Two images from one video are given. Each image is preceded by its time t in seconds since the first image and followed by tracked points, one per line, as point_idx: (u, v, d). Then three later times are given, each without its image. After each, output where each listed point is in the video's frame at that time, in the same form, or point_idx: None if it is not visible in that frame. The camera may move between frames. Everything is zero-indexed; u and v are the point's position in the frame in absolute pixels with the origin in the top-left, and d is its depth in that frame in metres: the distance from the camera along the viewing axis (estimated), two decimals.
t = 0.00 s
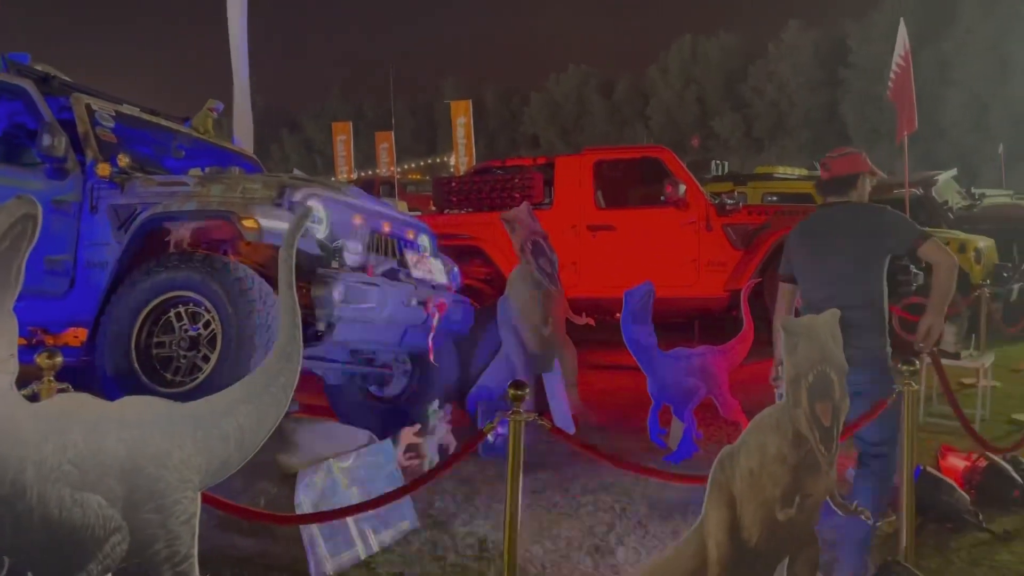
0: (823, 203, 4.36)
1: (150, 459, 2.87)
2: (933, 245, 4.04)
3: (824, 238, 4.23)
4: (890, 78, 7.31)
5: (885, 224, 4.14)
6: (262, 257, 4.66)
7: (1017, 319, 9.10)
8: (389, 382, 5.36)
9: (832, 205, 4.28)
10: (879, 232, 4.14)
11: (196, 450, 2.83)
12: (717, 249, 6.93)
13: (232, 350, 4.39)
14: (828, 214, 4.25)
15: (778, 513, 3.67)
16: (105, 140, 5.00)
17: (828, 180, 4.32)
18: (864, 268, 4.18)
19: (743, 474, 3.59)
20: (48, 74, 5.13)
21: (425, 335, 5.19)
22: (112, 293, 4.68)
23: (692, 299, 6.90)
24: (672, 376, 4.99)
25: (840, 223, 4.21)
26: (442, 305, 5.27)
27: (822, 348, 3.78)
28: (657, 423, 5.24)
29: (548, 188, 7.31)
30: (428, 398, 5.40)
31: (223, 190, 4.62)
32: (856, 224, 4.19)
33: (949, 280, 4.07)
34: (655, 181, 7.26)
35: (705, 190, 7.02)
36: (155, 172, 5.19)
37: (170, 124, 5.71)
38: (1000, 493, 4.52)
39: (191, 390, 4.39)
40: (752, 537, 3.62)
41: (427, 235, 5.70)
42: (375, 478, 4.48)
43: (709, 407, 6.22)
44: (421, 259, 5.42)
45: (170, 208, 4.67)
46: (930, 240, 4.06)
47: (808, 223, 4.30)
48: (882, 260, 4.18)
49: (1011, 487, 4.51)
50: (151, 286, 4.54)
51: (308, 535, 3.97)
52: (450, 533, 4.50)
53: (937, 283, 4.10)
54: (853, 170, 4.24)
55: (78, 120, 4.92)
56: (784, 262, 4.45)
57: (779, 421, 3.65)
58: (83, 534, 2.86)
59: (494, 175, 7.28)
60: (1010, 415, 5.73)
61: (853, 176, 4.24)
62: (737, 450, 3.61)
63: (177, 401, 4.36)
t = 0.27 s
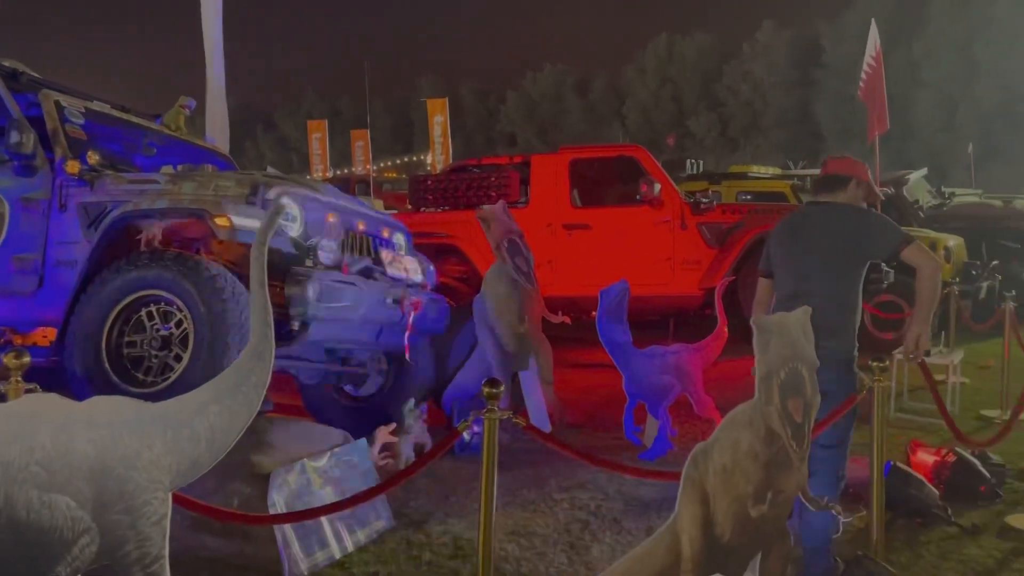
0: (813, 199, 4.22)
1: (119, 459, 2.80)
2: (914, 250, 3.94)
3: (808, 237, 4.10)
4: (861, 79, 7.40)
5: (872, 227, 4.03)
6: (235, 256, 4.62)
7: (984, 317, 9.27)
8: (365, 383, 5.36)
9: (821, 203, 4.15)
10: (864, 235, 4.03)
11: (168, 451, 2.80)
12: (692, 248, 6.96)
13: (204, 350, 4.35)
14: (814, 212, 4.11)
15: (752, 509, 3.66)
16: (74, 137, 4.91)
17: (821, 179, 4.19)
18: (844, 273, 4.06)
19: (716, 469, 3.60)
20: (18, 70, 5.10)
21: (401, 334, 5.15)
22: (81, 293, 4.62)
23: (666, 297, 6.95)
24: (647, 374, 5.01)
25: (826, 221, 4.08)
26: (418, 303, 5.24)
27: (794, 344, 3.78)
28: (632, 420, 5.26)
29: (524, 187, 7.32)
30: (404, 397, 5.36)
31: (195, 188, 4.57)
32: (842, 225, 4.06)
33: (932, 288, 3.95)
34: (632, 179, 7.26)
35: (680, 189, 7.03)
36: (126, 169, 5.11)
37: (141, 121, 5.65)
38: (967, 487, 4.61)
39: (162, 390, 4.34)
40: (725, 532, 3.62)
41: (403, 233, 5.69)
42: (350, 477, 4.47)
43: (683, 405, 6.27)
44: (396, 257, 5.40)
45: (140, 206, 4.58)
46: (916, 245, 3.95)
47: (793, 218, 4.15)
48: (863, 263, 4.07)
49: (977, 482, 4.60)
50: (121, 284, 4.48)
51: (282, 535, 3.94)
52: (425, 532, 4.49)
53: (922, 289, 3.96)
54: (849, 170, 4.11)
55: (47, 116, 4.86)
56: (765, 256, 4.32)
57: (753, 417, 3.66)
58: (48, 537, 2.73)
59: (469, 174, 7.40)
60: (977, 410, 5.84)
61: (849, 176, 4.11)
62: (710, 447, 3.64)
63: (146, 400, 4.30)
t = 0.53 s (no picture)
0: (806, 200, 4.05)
1: (88, 461, 2.75)
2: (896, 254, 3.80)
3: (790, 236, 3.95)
4: (834, 78, 7.47)
5: (856, 230, 3.88)
6: (206, 256, 4.51)
7: (955, 314, 9.41)
8: (340, 383, 5.38)
9: (809, 203, 3.98)
10: (847, 237, 3.89)
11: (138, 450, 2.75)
12: (668, 246, 7.00)
13: (176, 350, 4.30)
14: (800, 211, 3.96)
15: (724, 506, 3.62)
16: (43, 134, 4.84)
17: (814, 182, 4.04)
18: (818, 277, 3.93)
19: (689, 466, 3.62)
20: None
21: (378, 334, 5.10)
22: (51, 292, 4.57)
23: (643, 295, 7.00)
24: (623, 371, 5.02)
25: (809, 221, 3.93)
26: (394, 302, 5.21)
27: (765, 341, 3.76)
28: (608, 418, 5.27)
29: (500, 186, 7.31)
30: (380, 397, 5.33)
31: (167, 186, 4.53)
32: (827, 229, 3.91)
33: (911, 294, 3.82)
34: (608, 177, 7.27)
35: (655, 188, 7.06)
36: (97, 167, 5.05)
37: (113, 119, 5.59)
38: (937, 482, 4.66)
39: (133, 390, 4.29)
40: (699, 528, 3.61)
41: (379, 232, 5.65)
42: (325, 477, 4.45)
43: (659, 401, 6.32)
44: (372, 256, 5.38)
45: (111, 205, 4.53)
46: (898, 249, 3.81)
47: (777, 215, 4.00)
48: (843, 265, 3.92)
49: (947, 477, 4.65)
50: (92, 284, 4.44)
51: (255, 535, 3.92)
52: (401, 531, 4.48)
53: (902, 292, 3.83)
54: (842, 176, 3.95)
55: (15, 113, 4.78)
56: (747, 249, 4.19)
57: (725, 414, 3.67)
58: (16, 540, 2.67)
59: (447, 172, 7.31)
60: (948, 406, 5.92)
61: (841, 182, 3.94)
62: (683, 443, 3.67)
63: (118, 401, 4.25)
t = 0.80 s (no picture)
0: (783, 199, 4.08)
1: (57, 461, 2.70)
2: (862, 262, 3.83)
3: (766, 233, 3.97)
4: (808, 77, 7.54)
5: (830, 234, 3.88)
6: (179, 253, 4.56)
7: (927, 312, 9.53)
8: (315, 381, 5.35)
9: (787, 203, 4.00)
10: (821, 241, 3.89)
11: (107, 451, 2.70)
12: (644, 244, 7.04)
13: (147, 349, 4.27)
14: (776, 211, 3.98)
15: (697, 501, 3.64)
16: (12, 131, 4.79)
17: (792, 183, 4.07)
18: (792, 275, 3.93)
19: (663, 462, 3.62)
20: None
21: (351, 331, 5.11)
22: (20, 291, 4.52)
23: (620, 292, 7.05)
24: (598, 369, 5.04)
25: (785, 222, 3.94)
26: (370, 300, 5.19)
27: (739, 340, 3.76)
28: (584, 416, 5.28)
29: (477, 184, 7.31)
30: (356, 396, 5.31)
31: (139, 183, 4.46)
32: (803, 228, 3.91)
33: (877, 300, 3.88)
34: (584, 175, 7.29)
35: (631, 186, 7.10)
36: (67, 164, 5.02)
37: (84, 116, 5.53)
38: (908, 478, 4.72)
39: (104, 390, 4.26)
40: (673, 525, 3.61)
41: (353, 230, 5.66)
42: (300, 476, 4.43)
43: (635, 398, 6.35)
44: (346, 254, 5.37)
45: (81, 202, 4.47)
46: (867, 258, 3.83)
47: (754, 213, 4.02)
48: (814, 268, 3.93)
49: (918, 472, 4.71)
50: (62, 283, 4.39)
51: (229, 536, 3.89)
52: (376, 530, 4.47)
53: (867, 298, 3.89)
54: (819, 179, 3.98)
55: None
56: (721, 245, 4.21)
57: (699, 410, 3.66)
58: None
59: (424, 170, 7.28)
60: (919, 402, 5.99)
61: (819, 185, 3.96)
62: (657, 440, 3.66)
63: (87, 401, 4.20)
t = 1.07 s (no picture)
0: (756, 196, 4.05)
1: (23, 462, 2.66)
2: (832, 266, 3.83)
3: (738, 232, 3.97)
4: (782, 77, 7.61)
5: (801, 234, 3.88)
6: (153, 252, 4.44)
7: (899, 309, 9.65)
8: (291, 380, 5.28)
9: (760, 201, 3.99)
10: (792, 240, 3.89)
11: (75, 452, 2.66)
12: (621, 242, 7.07)
13: (118, 348, 4.22)
14: (749, 210, 3.97)
15: (671, 498, 3.66)
16: None
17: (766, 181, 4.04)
18: (762, 274, 3.94)
19: (637, 459, 3.59)
20: None
21: (326, 331, 5.08)
22: None
23: (596, 291, 7.07)
24: (574, 367, 5.05)
25: (757, 221, 3.93)
26: (345, 299, 5.17)
27: (712, 338, 3.76)
28: (560, 414, 5.29)
29: (454, 182, 7.29)
30: (332, 396, 5.29)
31: (109, 182, 4.48)
32: (774, 227, 3.91)
33: (845, 304, 3.86)
34: (561, 174, 7.32)
35: (608, 184, 7.12)
36: (36, 162, 4.94)
37: (54, 113, 5.45)
38: (879, 473, 4.78)
39: (74, 390, 4.19)
40: (647, 521, 3.61)
41: (329, 228, 5.62)
42: (273, 477, 4.40)
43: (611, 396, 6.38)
44: (321, 253, 5.32)
45: (51, 201, 4.46)
46: (836, 262, 3.82)
47: (727, 211, 4.01)
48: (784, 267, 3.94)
49: (889, 467, 4.77)
50: (29, 282, 4.28)
51: (201, 536, 3.84)
52: (351, 529, 4.44)
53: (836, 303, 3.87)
54: (794, 178, 3.95)
55: None
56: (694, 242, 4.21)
57: (672, 408, 3.67)
58: None
59: (400, 169, 7.23)
60: (890, 399, 6.07)
61: (793, 184, 3.94)
62: (631, 437, 3.62)
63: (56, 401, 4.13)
